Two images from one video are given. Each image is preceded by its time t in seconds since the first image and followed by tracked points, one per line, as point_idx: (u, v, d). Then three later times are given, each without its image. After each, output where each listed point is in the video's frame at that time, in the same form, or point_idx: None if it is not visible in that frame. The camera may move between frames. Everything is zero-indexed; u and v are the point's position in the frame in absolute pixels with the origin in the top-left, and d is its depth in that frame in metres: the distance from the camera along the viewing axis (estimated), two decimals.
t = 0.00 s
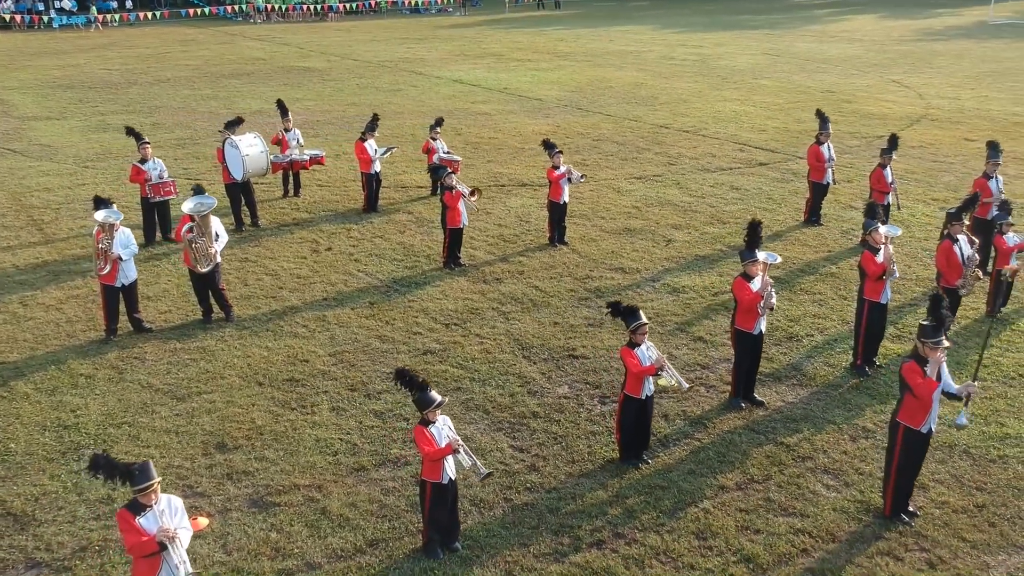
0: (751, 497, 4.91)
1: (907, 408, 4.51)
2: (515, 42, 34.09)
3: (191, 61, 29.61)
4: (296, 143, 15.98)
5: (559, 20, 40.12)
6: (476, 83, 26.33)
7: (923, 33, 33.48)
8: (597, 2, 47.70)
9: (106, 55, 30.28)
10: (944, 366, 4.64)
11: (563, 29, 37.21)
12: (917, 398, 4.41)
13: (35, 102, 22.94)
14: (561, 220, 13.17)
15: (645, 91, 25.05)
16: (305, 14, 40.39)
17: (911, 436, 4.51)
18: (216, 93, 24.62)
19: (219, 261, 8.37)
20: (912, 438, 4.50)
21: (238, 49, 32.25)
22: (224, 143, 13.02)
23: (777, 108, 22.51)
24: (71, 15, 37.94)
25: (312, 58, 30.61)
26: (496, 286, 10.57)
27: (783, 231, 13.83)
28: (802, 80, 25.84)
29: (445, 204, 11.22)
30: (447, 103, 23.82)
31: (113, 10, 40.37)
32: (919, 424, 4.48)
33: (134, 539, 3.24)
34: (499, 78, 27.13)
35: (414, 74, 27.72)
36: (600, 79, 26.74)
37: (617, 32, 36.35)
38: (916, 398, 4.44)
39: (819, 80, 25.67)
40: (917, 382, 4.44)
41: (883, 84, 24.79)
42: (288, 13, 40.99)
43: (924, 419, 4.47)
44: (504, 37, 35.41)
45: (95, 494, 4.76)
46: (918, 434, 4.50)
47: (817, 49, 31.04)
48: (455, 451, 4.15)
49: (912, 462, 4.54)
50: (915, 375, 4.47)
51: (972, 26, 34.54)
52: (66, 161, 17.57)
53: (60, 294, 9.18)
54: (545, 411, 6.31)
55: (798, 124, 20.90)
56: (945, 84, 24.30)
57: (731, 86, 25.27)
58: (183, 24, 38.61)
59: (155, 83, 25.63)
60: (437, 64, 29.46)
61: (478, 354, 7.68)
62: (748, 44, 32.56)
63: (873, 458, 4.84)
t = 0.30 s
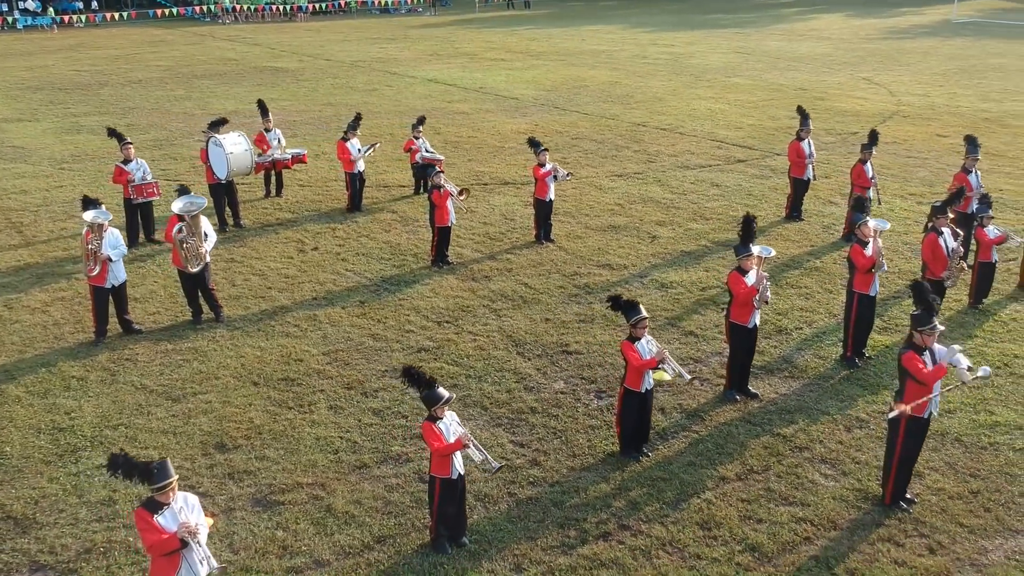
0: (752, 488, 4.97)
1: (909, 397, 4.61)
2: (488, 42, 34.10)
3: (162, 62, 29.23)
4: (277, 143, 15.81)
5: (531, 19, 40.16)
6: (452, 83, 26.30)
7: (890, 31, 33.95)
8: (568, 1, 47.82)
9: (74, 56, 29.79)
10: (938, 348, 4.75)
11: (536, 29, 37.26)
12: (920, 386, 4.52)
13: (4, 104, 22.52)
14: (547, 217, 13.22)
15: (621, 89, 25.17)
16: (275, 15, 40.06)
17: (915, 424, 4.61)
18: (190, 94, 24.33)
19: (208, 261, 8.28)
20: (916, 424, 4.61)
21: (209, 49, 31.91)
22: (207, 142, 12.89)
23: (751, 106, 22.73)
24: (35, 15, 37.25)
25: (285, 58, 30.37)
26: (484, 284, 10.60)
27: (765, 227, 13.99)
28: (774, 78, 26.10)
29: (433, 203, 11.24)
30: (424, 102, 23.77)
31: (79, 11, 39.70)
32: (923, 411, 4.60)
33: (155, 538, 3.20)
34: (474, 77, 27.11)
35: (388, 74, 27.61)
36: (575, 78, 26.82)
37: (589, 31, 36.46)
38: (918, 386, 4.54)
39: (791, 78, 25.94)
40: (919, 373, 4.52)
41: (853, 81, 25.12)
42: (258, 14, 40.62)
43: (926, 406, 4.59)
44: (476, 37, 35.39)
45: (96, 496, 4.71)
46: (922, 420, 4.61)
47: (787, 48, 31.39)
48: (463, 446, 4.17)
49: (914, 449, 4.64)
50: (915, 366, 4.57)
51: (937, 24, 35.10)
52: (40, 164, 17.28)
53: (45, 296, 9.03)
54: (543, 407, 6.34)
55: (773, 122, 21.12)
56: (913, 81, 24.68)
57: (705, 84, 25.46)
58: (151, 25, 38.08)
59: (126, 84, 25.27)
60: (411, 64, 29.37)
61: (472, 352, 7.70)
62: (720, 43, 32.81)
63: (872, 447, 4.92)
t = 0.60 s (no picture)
0: (750, 478, 5.05)
1: (903, 383, 4.72)
2: (458, 42, 34.07)
3: (129, 63, 28.83)
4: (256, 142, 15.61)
5: (501, 19, 40.19)
6: (425, 83, 26.24)
7: (855, 30, 34.45)
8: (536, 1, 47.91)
9: (39, 58, 29.27)
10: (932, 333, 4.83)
11: (505, 29, 37.29)
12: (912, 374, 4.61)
13: None
14: (530, 215, 13.26)
15: (594, 88, 25.27)
16: (242, 16, 39.70)
17: (908, 409, 4.72)
18: (160, 95, 24.02)
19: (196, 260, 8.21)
20: (909, 411, 4.72)
21: (178, 50, 31.53)
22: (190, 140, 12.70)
23: (724, 104, 22.94)
24: None
25: (255, 58, 30.11)
26: (471, 282, 10.61)
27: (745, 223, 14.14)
28: (744, 76, 26.36)
29: (419, 203, 11.24)
30: (398, 102, 23.69)
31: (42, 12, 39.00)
32: (915, 396, 4.70)
33: (172, 536, 3.17)
34: (446, 77, 27.08)
35: (360, 74, 27.48)
36: (547, 77, 26.89)
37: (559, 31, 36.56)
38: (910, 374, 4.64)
39: (760, 76, 26.22)
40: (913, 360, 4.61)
41: (821, 79, 25.44)
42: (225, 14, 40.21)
43: (918, 392, 4.69)
44: (445, 37, 35.33)
45: (95, 499, 4.67)
46: (914, 406, 4.72)
47: (754, 46, 31.72)
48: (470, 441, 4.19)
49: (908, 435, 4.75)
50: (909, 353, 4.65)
51: (900, 23, 35.68)
52: (11, 167, 16.96)
53: (27, 299, 8.88)
54: (539, 403, 6.38)
55: (746, 119, 21.34)
56: (880, 79, 25.06)
57: (676, 83, 25.65)
58: (116, 26, 37.54)
59: (94, 86, 24.88)
60: (382, 64, 29.25)
61: (464, 350, 7.72)
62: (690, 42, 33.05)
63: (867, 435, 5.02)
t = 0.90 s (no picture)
0: (742, 468, 5.13)
1: (891, 374, 4.82)
2: (422, 41, 33.96)
3: (89, 64, 28.29)
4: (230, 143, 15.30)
5: (465, 19, 40.14)
6: (392, 83, 26.14)
7: (815, 28, 34.98)
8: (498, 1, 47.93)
9: None
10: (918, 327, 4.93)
11: (468, 29, 37.24)
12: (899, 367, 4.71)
13: None
14: (509, 213, 13.30)
15: (561, 87, 25.36)
16: (202, 16, 39.18)
17: (895, 400, 4.82)
18: (124, 97, 23.61)
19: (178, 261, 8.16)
20: (895, 403, 4.82)
21: (139, 51, 31.01)
22: (168, 140, 12.55)
23: (692, 102, 23.15)
24: None
25: (218, 59, 29.74)
26: (453, 280, 10.62)
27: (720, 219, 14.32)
28: (709, 75, 26.63)
29: (398, 202, 11.22)
30: (367, 102, 23.56)
31: None
32: (902, 388, 4.80)
33: (182, 534, 3.17)
34: (414, 77, 26.99)
35: (326, 74, 27.27)
36: (514, 77, 26.93)
37: (523, 30, 36.62)
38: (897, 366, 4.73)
39: (725, 75, 26.51)
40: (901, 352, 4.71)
41: (785, 77, 25.79)
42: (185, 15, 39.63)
43: (905, 384, 4.79)
44: (409, 37, 35.20)
45: (89, 504, 4.63)
46: (900, 397, 4.82)
47: (717, 45, 32.06)
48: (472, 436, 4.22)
49: (895, 426, 4.86)
50: (897, 345, 4.75)
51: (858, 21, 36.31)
52: None
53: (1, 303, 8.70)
54: (529, 398, 6.43)
55: (714, 117, 21.57)
56: (842, 76, 25.47)
57: (643, 82, 25.83)
58: (74, 27, 36.79)
59: (55, 88, 24.37)
60: (347, 64, 29.06)
61: (451, 347, 7.74)
62: (655, 41, 33.29)
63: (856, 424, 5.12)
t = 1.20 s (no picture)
0: (732, 459, 5.23)
1: (876, 364, 4.93)
2: (384, 42, 33.80)
3: (46, 67, 27.66)
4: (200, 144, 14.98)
5: (427, 19, 40.03)
6: (357, 83, 25.97)
7: (773, 27, 35.46)
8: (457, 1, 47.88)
9: None
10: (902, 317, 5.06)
11: (431, 28, 37.14)
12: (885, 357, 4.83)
13: None
14: (485, 212, 13.31)
15: (526, 87, 25.42)
16: (159, 17, 38.53)
17: (879, 389, 4.94)
18: (84, 99, 23.15)
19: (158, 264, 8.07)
20: (879, 391, 4.95)
21: (96, 53, 30.41)
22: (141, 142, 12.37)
23: (657, 100, 23.35)
24: None
25: (178, 60, 29.28)
26: (432, 279, 10.62)
27: (693, 215, 14.49)
28: (673, 73, 26.88)
29: (376, 202, 11.19)
30: (333, 103, 23.39)
31: None
32: (886, 377, 4.93)
33: (190, 534, 3.21)
34: (379, 77, 26.86)
35: (290, 75, 27.00)
36: (480, 76, 26.93)
37: (486, 30, 36.62)
38: (883, 356, 4.85)
39: (688, 73, 26.78)
40: (887, 342, 4.82)
41: (747, 75, 26.13)
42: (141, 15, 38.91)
43: (889, 373, 4.92)
44: (372, 37, 35.00)
45: (81, 509, 4.61)
46: (884, 386, 4.95)
47: (679, 44, 32.39)
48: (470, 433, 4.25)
49: (879, 415, 4.99)
50: (883, 336, 4.87)
51: (814, 20, 36.92)
52: None
53: None
54: (517, 394, 6.47)
55: (681, 115, 21.78)
56: (803, 74, 25.87)
57: (607, 81, 25.99)
58: (25, 28, 35.90)
59: (10, 91, 23.79)
60: (310, 64, 28.82)
61: (435, 345, 7.74)
62: (618, 41, 33.52)
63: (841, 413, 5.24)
